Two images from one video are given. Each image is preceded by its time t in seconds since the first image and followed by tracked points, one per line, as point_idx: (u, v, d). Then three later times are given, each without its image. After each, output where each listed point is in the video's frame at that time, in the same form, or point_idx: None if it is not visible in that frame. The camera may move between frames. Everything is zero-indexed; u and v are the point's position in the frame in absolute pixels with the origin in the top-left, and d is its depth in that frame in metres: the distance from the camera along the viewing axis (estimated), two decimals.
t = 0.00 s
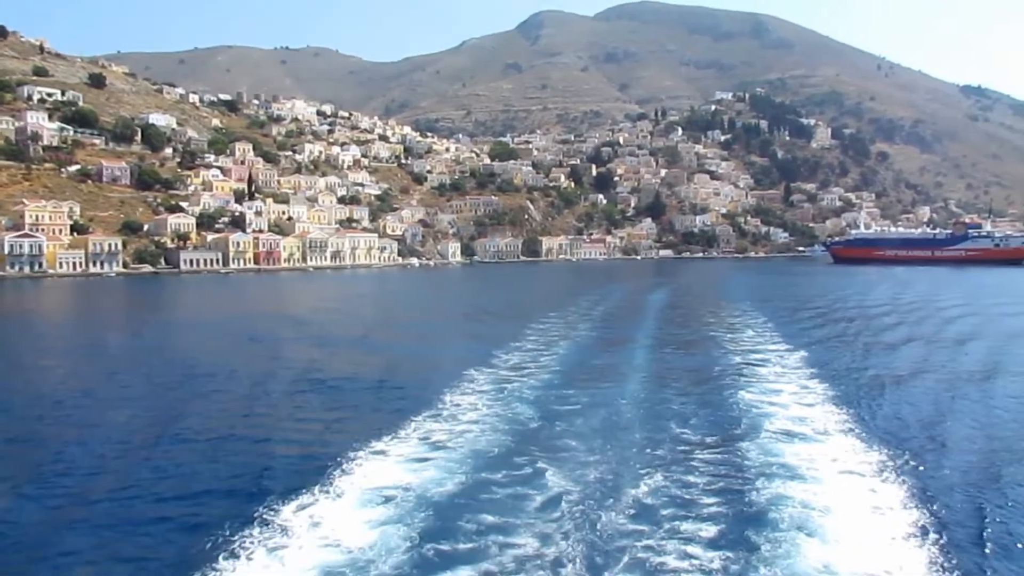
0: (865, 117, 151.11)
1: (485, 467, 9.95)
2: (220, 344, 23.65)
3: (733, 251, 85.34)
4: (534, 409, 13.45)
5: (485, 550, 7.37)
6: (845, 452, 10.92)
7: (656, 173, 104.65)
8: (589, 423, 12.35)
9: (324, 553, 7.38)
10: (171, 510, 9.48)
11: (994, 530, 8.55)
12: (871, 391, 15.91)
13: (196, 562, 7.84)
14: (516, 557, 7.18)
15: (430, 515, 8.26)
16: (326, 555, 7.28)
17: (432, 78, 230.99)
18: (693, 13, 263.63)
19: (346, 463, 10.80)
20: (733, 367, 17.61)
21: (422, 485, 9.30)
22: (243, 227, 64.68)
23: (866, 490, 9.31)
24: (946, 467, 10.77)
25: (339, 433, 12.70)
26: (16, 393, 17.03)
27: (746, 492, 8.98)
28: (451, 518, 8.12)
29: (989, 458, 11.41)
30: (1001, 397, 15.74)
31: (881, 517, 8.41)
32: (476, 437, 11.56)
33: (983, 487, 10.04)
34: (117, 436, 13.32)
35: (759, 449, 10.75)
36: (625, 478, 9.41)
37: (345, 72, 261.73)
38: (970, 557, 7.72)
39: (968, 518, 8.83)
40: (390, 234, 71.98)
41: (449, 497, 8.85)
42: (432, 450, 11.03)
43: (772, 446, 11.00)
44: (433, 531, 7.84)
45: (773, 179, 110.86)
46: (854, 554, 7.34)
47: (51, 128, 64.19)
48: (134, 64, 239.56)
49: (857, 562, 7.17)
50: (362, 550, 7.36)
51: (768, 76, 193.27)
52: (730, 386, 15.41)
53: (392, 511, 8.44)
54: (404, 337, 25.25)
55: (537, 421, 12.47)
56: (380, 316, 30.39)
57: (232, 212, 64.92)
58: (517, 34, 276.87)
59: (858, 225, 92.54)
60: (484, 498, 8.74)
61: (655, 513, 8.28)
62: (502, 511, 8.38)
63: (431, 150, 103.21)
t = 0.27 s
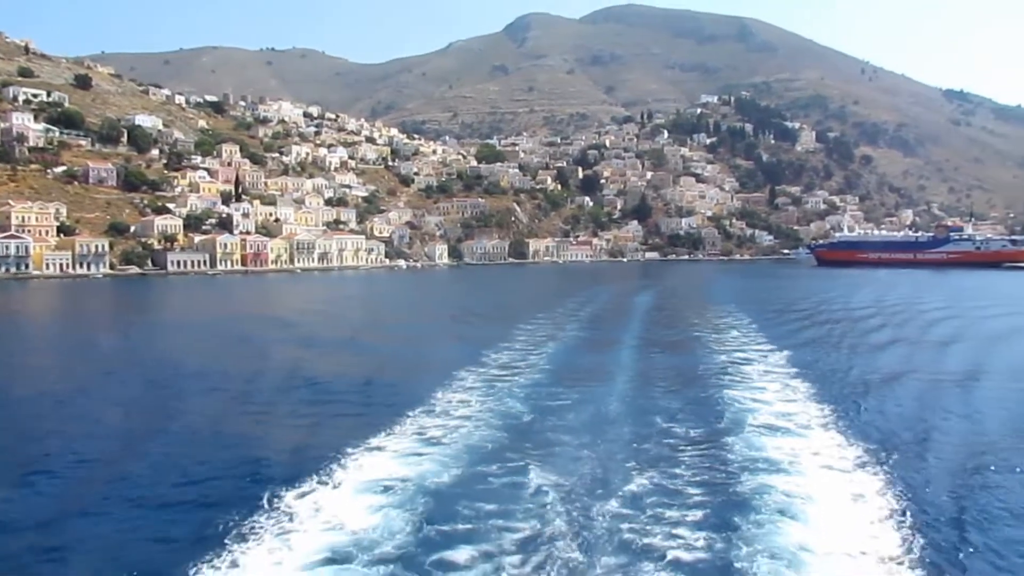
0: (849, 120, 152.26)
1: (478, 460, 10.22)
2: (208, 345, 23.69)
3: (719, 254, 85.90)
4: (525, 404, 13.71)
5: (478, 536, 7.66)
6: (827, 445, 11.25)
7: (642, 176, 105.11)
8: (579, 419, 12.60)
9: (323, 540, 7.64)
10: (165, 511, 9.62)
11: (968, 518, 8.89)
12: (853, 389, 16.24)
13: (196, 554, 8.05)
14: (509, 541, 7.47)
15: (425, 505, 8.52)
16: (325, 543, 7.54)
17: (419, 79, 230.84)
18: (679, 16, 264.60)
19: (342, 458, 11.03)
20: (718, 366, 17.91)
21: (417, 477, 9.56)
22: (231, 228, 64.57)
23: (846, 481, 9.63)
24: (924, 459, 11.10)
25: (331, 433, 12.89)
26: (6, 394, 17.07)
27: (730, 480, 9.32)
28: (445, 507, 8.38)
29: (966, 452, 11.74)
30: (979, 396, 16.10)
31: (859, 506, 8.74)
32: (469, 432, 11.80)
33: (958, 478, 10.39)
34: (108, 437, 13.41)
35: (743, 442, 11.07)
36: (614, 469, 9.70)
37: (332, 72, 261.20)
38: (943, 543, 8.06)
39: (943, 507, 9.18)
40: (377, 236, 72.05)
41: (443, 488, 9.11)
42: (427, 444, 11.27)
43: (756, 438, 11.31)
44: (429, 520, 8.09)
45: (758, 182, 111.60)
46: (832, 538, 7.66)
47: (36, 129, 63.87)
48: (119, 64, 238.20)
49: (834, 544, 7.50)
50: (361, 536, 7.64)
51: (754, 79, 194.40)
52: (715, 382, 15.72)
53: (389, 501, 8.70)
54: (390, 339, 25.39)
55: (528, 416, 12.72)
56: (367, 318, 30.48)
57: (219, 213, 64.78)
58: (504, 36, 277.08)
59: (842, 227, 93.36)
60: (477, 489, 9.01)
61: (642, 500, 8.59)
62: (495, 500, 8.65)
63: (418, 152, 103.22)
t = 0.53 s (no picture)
0: (835, 126, 153.30)
1: (470, 453, 10.40)
2: (195, 344, 23.67)
3: (705, 257, 86.28)
4: (516, 400, 13.91)
5: (471, 521, 7.87)
6: (811, 441, 11.51)
7: (629, 179, 105.47)
8: (568, 415, 12.79)
9: (321, 526, 7.81)
10: (157, 500, 9.66)
11: (947, 511, 9.14)
12: (837, 390, 16.51)
13: (192, 539, 8.15)
14: (502, 525, 7.68)
15: (419, 495, 8.71)
16: (323, 528, 7.73)
17: (407, 81, 230.84)
18: (667, 20, 265.59)
19: (335, 452, 11.18)
20: (704, 365, 18.14)
21: (411, 468, 9.73)
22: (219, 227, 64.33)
23: (829, 474, 9.90)
24: (904, 457, 11.38)
25: (322, 429, 12.99)
26: None
27: (716, 472, 9.57)
28: (439, 496, 8.57)
29: (946, 450, 12.01)
30: (960, 398, 16.41)
31: (841, 498, 9.00)
32: (460, 426, 11.98)
33: (937, 473, 10.67)
34: (96, 432, 13.41)
35: (728, 436, 11.31)
36: (604, 461, 9.92)
37: (320, 72, 260.69)
38: (922, 531, 8.34)
39: (923, 499, 9.46)
40: (365, 236, 72.01)
41: (436, 478, 9.29)
42: (419, 438, 11.45)
43: (741, 434, 11.54)
44: (424, 507, 8.30)
45: (744, 186, 112.21)
46: (814, 526, 7.93)
47: (23, 125, 63.38)
48: (105, 61, 237.12)
49: (815, 531, 7.79)
50: (359, 522, 7.83)
51: (741, 84, 195.43)
52: (702, 381, 15.95)
53: (384, 491, 8.89)
54: (378, 338, 25.45)
55: (518, 412, 12.89)
56: (355, 318, 30.53)
57: (207, 212, 64.54)
58: (493, 38, 277.18)
59: (826, 232, 93.98)
60: (470, 479, 9.22)
61: (631, 489, 8.83)
62: (488, 490, 8.85)
63: (406, 152, 103.15)
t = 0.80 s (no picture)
0: (817, 128, 154.39)
1: (464, 449, 10.79)
2: (184, 346, 23.81)
3: (689, 258, 86.69)
4: (506, 398, 14.29)
5: (470, 510, 8.28)
6: (791, 434, 11.96)
7: (614, 181, 105.81)
8: (557, 412, 13.13)
9: (325, 516, 8.20)
10: (157, 502, 9.88)
11: (921, 498, 9.59)
12: (818, 388, 16.94)
13: (199, 533, 8.48)
14: (499, 514, 8.11)
15: (416, 488, 9.10)
16: (328, 519, 8.12)
17: (392, 83, 230.50)
18: (651, 23, 266.59)
19: (332, 449, 11.53)
20: (689, 364, 18.56)
21: (408, 464, 10.12)
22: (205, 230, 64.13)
23: (809, 465, 10.35)
24: (880, 449, 11.83)
25: (318, 429, 13.24)
26: None
27: (700, 464, 10.03)
28: (436, 489, 8.95)
29: (921, 443, 12.45)
30: (937, 394, 16.88)
31: (819, 486, 9.48)
32: (453, 424, 12.35)
33: (911, 464, 11.15)
34: (91, 437, 13.57)
35: (712, 431, 11.71)
36: (593, 454, 10.34)
37: (304, 74, 259.87)
38: (896, 515, 8.82)
39: (897, 488, 9.93)
40: (352, 239, 71.96)
41: (432, 473, 9.68)
42: (414, 436, 11.81)
43: (724, 428, 11.97)
44: (422, 498, 8.69)
45: (728, 188, 112.84)
46: (791, 512, 8.35)
47: (6, 129, 62.95)
48: (86, 63, 235.35)
49: (795, 516, 8.25)
50: (362, 512, 8.23)
51: (724, 86, 196.49)
52: (687, 377, 16.36)
53: (383, 484, 9.28)
54: (365, 341, 25.66)
55: (508, 409, 13.26)
56: (343, 319, 30.71)
57: (193, 215, 64.34)
58: (477, 40, 277.26)
59: (809, 233, 94.71)
60: (466, 472, 9.61)
61: (619, 480, 9.27)
62: (484, 483, 9.26)
63: (391, 155, 103.09)
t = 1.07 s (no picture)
0: (800, 129, 155.40)
1: (456, 445, 11.05)
2: (169, 349, 23.75)
3: (674, 259, 87.02)
4: (498, 397, 14.58)
5: (466, 497, 8.67)
6: (771, 428, 12.36)
7: (599, 183, 106.10)
8: (546, 410, 13.45)
9: (327, 505, 8.59)
10: (155, 500, 10.07)
11: (899, 487, 9.95)
12: (800, 385, 17.35)
13: (206, 523, 8.82)
14: (497, 501, 8.49)
15: (414, 478, 9.45)
16: (332, 506, 8.50)
17: (376, 84, 230.06)
18: (635, 25, 267.48)
19: (328, 446, 11.82)
20: (675, 363, 18.95)
21: (402, 460, 10.39)
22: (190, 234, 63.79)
23: (789, 455, 10.80)
24: (862, 443, 12.24)
25: (312, 429, 13.40)
26: None
27: (686, 456, 10.42)
28: (432, 481, 9.25)
29: (899, 437, 12.86)
30: (917, 391, 17.31)
31: (800, 476, 9.84)
32: (446, 421, 12.66)
33: (890, 457, 11.51)
34: (81, 440, 13.57)
35: (697, 427, 12.01)
36: (584, 449, 10.69)
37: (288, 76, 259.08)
38: (873, 500, 9.27)
39: (876, 477, 10.34)
40: (338, 241, 71.81)
41: (426, 466, 10.00)
42: (407, 433, 12.10)
43: (707, 423, 12.33)
44: (422, 487, 9.05)
45: (712, 190, 113.38)
46: (772, 499, 8.72)
47: None
48: (68, 64, 233.69)
49: (777, 499, 8.70)
50: (364, 501, 8.61)
51: (708, 88, 197.44)
52: (671, 378, 16.73)
53: (382, 475, 9.63)
54: (350, 343, 25.68)
55: (500, 407, 13.57)
56: (329, 322, 30.75)
57: (178, 218, 64.06)
58: (462, 42, 277.23)
59: (793, 234, 95.39)
60: (461, 466, 9.95)
61: (610, 470, 9.68)
62: (477, 475, 9.57)
63: (377, 157, 103.00)
